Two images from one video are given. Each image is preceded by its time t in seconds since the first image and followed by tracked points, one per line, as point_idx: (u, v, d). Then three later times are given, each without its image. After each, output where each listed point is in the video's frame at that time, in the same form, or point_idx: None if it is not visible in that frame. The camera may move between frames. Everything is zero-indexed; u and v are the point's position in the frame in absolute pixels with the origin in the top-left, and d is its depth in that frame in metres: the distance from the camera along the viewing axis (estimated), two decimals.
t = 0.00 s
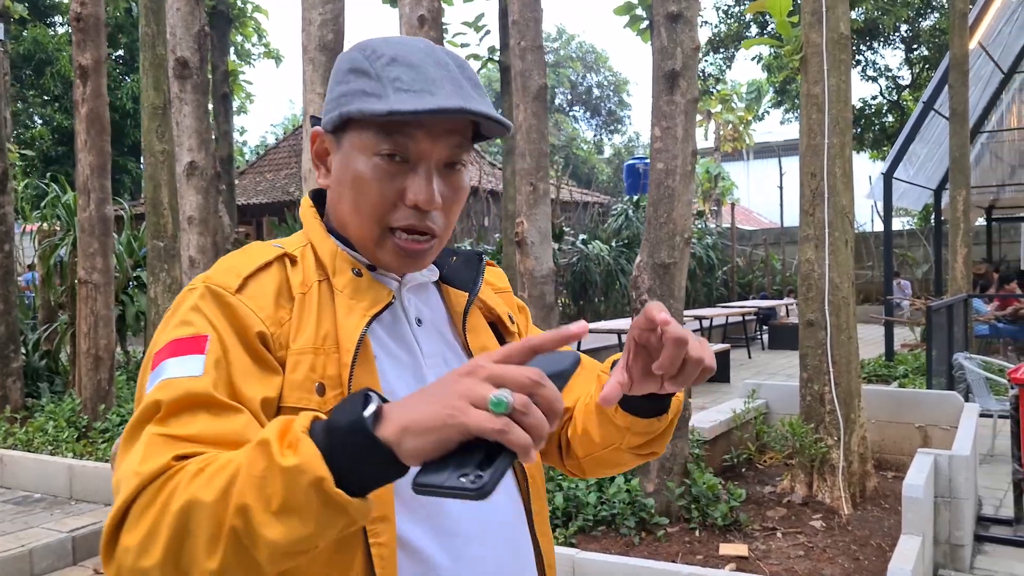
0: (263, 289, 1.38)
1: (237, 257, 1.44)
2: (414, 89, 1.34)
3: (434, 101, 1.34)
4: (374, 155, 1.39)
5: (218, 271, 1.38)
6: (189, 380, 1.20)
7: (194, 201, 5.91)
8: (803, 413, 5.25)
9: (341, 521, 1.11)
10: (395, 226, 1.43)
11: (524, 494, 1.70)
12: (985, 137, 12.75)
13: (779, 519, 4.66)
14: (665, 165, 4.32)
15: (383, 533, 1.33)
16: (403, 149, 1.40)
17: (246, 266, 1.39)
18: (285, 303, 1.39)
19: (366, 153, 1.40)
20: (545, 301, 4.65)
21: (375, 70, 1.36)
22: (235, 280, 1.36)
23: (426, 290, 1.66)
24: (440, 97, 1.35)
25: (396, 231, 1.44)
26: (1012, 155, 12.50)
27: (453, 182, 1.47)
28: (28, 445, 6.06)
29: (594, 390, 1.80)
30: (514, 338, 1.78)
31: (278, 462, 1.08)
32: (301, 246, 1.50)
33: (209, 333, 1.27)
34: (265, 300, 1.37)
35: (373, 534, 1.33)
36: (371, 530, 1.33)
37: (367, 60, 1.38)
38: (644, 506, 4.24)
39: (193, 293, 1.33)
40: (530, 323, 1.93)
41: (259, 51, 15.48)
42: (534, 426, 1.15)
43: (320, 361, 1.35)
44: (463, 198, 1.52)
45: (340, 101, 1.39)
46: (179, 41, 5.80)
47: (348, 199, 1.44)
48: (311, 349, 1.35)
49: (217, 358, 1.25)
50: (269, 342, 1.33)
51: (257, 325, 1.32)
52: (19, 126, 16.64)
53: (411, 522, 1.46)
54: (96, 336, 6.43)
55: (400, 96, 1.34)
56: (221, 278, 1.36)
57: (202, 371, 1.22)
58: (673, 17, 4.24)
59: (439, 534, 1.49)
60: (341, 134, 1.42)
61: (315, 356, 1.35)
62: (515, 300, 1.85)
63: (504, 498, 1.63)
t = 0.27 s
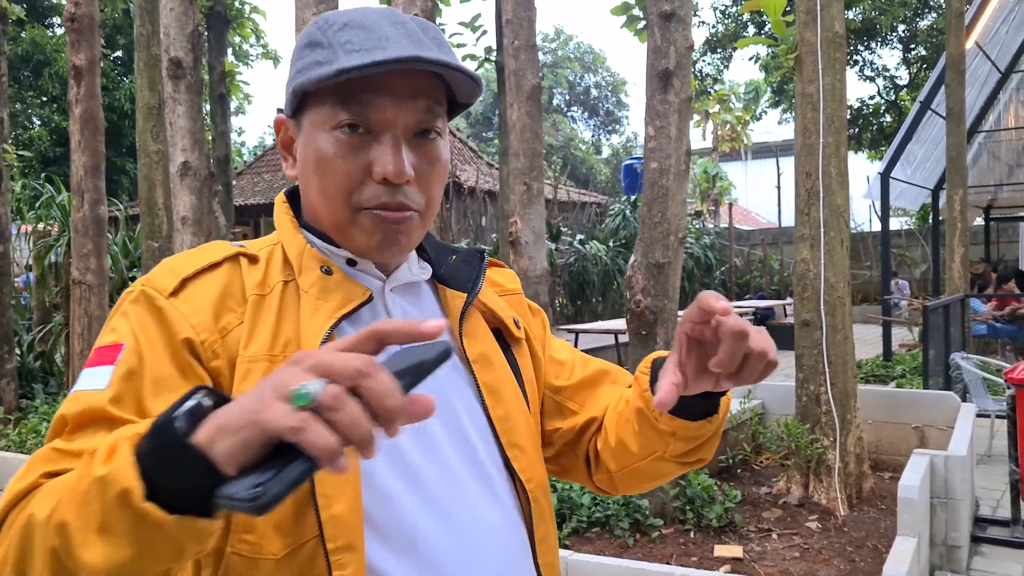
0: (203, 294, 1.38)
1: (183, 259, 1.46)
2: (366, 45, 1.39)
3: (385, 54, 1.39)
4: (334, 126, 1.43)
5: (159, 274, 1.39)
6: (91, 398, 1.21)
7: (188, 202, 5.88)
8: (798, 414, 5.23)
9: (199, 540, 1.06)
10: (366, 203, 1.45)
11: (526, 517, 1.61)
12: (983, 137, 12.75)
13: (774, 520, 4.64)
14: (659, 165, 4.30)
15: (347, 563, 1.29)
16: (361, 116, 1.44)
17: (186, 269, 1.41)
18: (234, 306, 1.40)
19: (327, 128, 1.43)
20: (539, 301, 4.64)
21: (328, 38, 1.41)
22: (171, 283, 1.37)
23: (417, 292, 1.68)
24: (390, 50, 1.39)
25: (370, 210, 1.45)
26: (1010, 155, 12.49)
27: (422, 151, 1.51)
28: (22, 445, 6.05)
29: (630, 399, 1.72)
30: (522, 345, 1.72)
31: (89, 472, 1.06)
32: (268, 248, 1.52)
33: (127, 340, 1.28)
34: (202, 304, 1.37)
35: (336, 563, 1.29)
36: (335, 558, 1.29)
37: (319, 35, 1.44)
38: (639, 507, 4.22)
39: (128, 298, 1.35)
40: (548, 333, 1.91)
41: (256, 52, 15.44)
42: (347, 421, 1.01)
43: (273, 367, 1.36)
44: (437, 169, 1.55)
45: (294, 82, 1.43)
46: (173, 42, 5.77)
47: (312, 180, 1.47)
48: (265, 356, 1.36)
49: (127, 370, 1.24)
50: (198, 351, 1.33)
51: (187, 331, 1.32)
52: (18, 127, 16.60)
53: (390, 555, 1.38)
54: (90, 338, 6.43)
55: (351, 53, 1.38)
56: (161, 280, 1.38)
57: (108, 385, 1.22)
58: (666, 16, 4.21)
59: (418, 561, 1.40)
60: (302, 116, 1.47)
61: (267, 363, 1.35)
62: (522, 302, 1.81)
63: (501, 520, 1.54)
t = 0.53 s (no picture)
0: (138, 289, 1.31)
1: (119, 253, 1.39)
2: (313, 10, 1.35)
3: (332, 19, 1.34)
4: (286, 100, 1.40)
5: (91, 269, 1.33)
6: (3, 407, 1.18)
7: (184, 202, 5.91)
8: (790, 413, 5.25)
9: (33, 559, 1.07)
10: (323, 182, 1.41)
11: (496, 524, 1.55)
12: (980, 137, 12.77)
13: (766, 517, 4.66)
14: (649, 164, 4.32)
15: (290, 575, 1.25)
16: (313, 87, 1.40)
17: (118, 265, 1.34)
18: (171, 304, 1.33)
19: (279, 103, 1.40)
20: (531, 300, 4.67)
21: (273, 6, 1.37)
22: (101, 280, 1.30)
23: (382, 281, 1.59)
24: (338, 13, 1.35)
25: (328, 188, 1.42)
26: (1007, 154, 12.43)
27: (382, 122, 1.47)
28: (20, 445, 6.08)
29: (622, 396, 1.70)
30: (495, 340, 1.65)
31: None
32: (218, 238, 1.46)
33: (45, 344, 1.23)
34: (134, 303, 1.30)
35: None
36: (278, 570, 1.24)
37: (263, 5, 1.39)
38: (630, 505, 4.24)
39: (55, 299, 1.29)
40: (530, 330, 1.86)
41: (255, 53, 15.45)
42: (82, 462, 0.92)
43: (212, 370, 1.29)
44: (401, 140, 1.51)
45: (242, 54, 1.40)
46: (168, 43, 5.79)
47: (265, 159, 1.43)
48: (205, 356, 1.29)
49: (42, 379, 1.20)
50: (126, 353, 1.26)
51: (115, 333, 1.25)
52: (18, 130, 16.62)
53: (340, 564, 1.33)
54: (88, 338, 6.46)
55: (297, 21, 1.34)
56: (90, 276, 1.31)
57: (21, 396, 1.18)
58: (657, 16, 4.24)
59: (375, 570, 1.35)
60: (252, 96, 1.43)
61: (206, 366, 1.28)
62: (500, 293, 1.77)
63: (466, 526, 1.49)
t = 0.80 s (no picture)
0: (119, 236, 1.25)
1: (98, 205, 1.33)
2: None
3: None
4: (259, 46, 1.38)
5: (72, 221, 1.26)
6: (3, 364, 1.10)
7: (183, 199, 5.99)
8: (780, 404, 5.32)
9: None
10: (301, 124, 1.39)
11: (460, 457, 1.53)
12: (976, 137, 12.83)
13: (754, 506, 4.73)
14: (637, 157, 4.39)
15: (265, 506, 1.21)
16: (285, 33, 1.39)
17: (98, 215, 1.28)
18: (151, 246, 1.28)
19: (250, 49, 1.38)
20: (521, 292, 4.74)
21: None
22: (84, 231, 1.24)
23: (352, 228, 1.55)
24: None
25: (305, 130, 1.39)
26: (1004, 155, 12.49)
27: (352, 66, 1.46)
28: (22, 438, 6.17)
29: (597, 424, 1.59)
30: (461, 284, 1.64)
31: None
32: (189, 185, 1.41)
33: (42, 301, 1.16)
34: (119, 250, 1.23)
35: (253, 507, 1.20)
36: (250, 500, 1.20)
37: None
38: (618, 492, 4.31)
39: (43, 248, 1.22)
40: (491, 291, 1.78)
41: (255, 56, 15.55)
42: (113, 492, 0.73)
43: (189, 308, 1.24)
44: (368, 86, 1.50)
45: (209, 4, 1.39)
46: (166, 43, 5.89)
47: (242, 111, 1.39)
48: (180, 297, 1.24)
49: (41, 336, 1.13)
50: (116, 299, 1.20)
51: (104, 278, 1.19)
52: (22, 134, 16.74)
53: (307, 493, 1.30)
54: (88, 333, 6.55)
55: None
56: (74, 229, 1.24)
57: (23, 352, 1.11)
58: (644, 12, 4.32)
59: (347, 504, 1.34)
60: (220, 47, 1.41)
61: (183, 304, 1.23)
62: (469, 244, 1.73)
63: (430, 466, 1.47)
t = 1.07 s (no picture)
0: (140, 223, 1.29)
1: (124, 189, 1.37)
2: None
3: None
4: (296, 37, 1.40)
5: (97, 206, 1.30)
6: (43, 344, 1.21)
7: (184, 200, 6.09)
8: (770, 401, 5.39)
9: None
10: (335, 109, 1.42)
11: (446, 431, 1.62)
12: (979, 137, 12.85)
13: (744, 501, 4.81)
14: (627, 158, 4.48)
15: (265, 474, 1.26)
16: (320, 27, 1.42)
17: (121, 202, 1.31)
18: (169, 233, 1.31)
19: (283, 40, 1.40)
20: (515, 290, 4.84)
21: None
22: (108, 219, 1.27)
23: (354, 218, 1.59)
24: None
25: (337, 116, 1.43)
26: (1005, 155, 12.56)
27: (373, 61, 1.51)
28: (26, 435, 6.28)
29: None
30: (445, 276, 1.79)
31: None
32: (204, 174, 1.44)
33: (73, 289, 1.23)
34: (140, 237, 1.27)
35: (254, 474, 1.25)
36: (252, 468, 1.25)
37: None
38: (608, 486, 4.40)
39: (75, 232, 1.27)
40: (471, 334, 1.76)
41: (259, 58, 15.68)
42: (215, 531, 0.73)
43: (201, 291, 1.28)
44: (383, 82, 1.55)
45: None
46: (168, 46, 6.01)
47: (277, 101, 1.40)
48: (192, 279, 1.28)
49: (77, 318, 1.22)
50: (141, 289, 1.25)
51: (132, 267, 1.25)
52: (29, 136, 16.91)
53: (307, 462, 1.34)
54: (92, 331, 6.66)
55: None
56: (98, 217, 1.27)
57: (59, 334, 1.21)
58: (634, 15, 4.42)
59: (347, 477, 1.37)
60: (248, 36, 1.41)
61: (196, 288, 1.27)
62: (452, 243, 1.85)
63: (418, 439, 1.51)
